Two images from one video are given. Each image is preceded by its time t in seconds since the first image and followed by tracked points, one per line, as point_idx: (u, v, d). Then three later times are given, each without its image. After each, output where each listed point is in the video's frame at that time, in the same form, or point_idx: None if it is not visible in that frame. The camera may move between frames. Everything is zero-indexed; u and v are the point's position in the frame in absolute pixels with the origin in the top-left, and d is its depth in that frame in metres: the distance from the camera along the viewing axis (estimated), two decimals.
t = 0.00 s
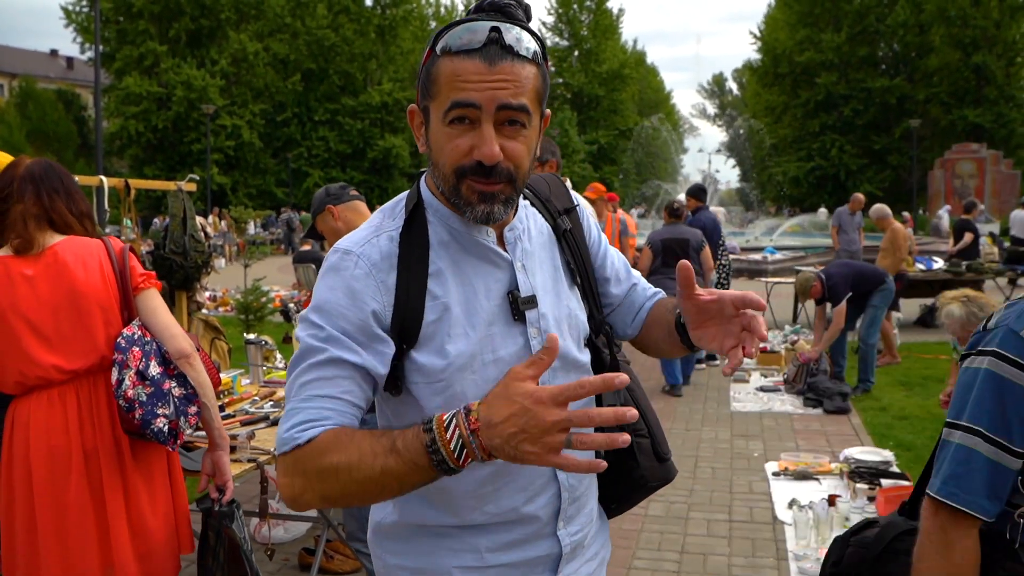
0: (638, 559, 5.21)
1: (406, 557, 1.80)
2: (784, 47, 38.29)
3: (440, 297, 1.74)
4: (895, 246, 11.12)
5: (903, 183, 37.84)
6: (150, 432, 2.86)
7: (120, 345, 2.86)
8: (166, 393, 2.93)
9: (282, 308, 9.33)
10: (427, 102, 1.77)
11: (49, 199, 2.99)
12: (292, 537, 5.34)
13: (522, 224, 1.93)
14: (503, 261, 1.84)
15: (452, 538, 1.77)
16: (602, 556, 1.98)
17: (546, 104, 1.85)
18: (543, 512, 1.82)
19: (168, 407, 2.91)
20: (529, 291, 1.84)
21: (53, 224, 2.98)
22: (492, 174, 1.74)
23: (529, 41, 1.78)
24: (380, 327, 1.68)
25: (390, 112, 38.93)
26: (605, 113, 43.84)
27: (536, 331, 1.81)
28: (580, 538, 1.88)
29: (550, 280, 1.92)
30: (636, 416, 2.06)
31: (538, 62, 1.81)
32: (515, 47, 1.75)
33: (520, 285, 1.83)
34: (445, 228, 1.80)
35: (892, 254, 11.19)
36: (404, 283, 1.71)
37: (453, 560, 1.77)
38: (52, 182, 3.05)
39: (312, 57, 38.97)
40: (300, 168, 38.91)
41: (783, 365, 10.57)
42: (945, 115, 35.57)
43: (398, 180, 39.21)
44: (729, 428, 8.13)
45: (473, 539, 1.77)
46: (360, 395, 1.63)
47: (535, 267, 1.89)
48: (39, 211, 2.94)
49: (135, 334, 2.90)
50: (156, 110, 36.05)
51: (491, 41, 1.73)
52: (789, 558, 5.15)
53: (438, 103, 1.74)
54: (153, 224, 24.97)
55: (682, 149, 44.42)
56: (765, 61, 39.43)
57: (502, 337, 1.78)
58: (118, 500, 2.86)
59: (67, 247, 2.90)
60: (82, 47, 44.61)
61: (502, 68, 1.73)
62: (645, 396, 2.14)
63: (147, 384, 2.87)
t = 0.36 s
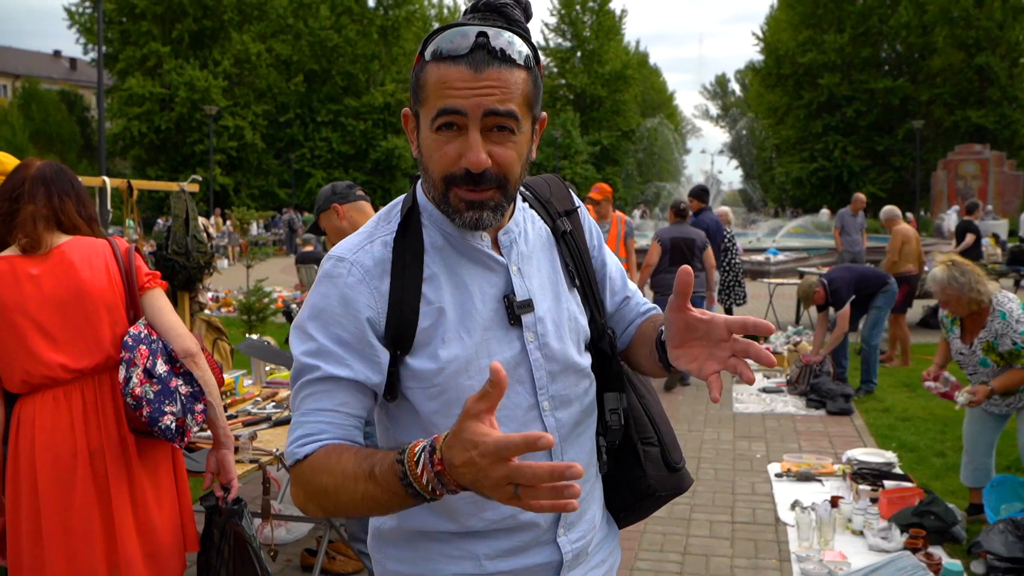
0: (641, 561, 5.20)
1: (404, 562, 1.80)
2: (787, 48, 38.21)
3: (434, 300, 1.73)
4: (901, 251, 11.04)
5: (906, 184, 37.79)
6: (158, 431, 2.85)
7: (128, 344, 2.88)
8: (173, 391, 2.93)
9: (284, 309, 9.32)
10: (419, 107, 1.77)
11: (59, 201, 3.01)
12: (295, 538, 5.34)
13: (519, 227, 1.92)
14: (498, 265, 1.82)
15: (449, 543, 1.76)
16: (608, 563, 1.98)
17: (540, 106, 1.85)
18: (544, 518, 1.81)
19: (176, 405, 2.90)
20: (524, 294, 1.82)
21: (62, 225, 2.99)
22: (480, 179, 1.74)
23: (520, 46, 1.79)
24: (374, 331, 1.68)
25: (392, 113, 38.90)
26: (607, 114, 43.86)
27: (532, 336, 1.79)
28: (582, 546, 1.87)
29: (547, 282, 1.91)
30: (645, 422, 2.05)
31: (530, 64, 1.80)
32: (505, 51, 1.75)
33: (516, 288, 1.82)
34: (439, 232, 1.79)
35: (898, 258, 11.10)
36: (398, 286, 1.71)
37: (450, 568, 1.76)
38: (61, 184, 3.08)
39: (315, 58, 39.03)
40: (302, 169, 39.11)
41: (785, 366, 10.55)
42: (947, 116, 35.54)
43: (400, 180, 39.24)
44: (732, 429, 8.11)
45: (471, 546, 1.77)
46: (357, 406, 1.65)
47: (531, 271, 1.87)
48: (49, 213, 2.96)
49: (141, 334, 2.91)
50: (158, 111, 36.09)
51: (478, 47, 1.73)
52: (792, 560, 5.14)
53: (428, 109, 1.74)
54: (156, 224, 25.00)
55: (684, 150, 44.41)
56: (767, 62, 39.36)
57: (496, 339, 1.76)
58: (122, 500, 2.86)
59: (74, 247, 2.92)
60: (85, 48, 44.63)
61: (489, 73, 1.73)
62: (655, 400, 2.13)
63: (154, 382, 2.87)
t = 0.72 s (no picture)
0: (639, 556, 5.20)
1: (399, 559, 1.79)
2: (784, 43, 38.13)
3: (430, 293, 1.72)
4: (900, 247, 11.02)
5: (904, 178, 37.79)
6: (152, 426, 2.85)
7: (122, 340, 2.85)
8: (168, 387, 2.91)
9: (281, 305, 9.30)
10: (418, 97, 1.75)
11: (58, 199, 3.01)
12: (292, 534, 5.34)
13: (515, 221, 1.91)
14: (494, 258, 1.81)
15: (444, 539, 1.76)
16: (604, 560, 1.97)
17: (540, 98, 1.83)
18: (539, 514, 1.81)
19: (170, 400, 2.89)
20: (521, 288, 1.81)
21: (61, 222, 2.99)
22: (480, 170, 1.73)
23: (522, 37, 1.77)
24: (367, 322, 1.69)
25: (390, 109, 38.77)
26: (605, 109, 43.80)
27: (529, 330, 1.78)
28: (578, 542, 1.86)
29: (544, 276, 1.90)
30: (642, 418, 2.06)
31: (530, 54, 1.79)
32: (504, 42, 1.74)
33: (512, 284, 1.80)
34: (437, 224, 1.78)
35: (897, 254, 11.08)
36: (392, 277, 1.71)
37: (445, 565, 1.76)
38: (62, 182, 3.08)
39: (313, 54, 38.95)
40: (300, 166, 39.27)
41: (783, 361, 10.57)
42: (945, 111, 35.54)
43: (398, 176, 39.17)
44: (730, 425, 8.12)
45: (468, 543, 1.77)
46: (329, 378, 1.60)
47: (528, 266, 1.86)
48: (49, 211, 2.96)
49: (136, 329, 2.89)
50: (155, 107, 35.98)
51: (482, 41, 1.72)
52: (789, 555, 5.14)
53: (427, 99, 1.72)
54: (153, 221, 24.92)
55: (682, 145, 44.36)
56: (765, 57, 39.26)
57: (493, 335, 1.75)
58: (118, 496, 2.85)
59: (70, 243, 2.91)
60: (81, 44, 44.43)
61: (490, 63, 1.72)
62: (654, 396, 2.13)
63: (148, 378, 2.86)
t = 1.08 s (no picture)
0: (639, 557, 5.20)
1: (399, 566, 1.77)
2: (784, 44, 38.13)
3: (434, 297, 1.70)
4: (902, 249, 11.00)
5: (904, 179, 37.80)
6: (146, 428, 2.84)
7: (118, 341, 2.85)
8: (163, 388, 2.89)
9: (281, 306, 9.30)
10: (421, 92, 1.74)
11: (55, 200, 3.02)
12: (292, 535, 5.33)
13: (518, 222, 1.90)
14: (500, 259, 1.80)
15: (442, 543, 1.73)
16: (600, 562, 1.97)
17: (545, 93, 1.82)
18: (539, 516, 1.80)
19: (165, 401, 2.88)
20: (527, 291, 1.81)
21: (59, 222, 2.99)
22: (487, 167, 1.71)
23: (525, 31, 1.75)
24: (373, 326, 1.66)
25: (390, 109, 38.74)
26: (605, 110, 43.82)
27: (533, 332, 1.79)
28: (576, 544, 1.87)
29: (547, 278, 1.89)
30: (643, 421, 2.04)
31: (535, 50, 1.78)
32: (509, 36, 1.72)
33: (518, 284, 1.80)
34: (442, 227, 1.77)
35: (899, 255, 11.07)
36: (398, 278, 1.68)
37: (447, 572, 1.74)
38: (60, 184, 3.09)
39: (313, 55, 39.00)
40: (300, 166, 39.26)
41: (783, 362, 10.58)
42: (945, 112, 35.57)
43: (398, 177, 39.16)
44: (730, 426, 8.12)
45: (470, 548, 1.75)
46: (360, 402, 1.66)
47: (531, 267, 1.86)
48: (45, 211, 2.97)
49: (133, 329, 2.89)
50: (155, 108, 35.98)
51: (486, 30, 1.69)
52: (789, 555, 5.14)
53: (432, 93, 1.71)
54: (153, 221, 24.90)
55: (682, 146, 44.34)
56: (765, 58, 39.23)
57: (498, 339, 1.74)
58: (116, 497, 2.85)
59: (68, 243, 2.91)
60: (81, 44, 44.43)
61: (495, 56, 1.70)
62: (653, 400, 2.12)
63: (143, 378, 2.85)
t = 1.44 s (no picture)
0: (638, 553, 5.20)
1: (404, 561, 1.76)
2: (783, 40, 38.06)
3: (436, 295, 1.70)
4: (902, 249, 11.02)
5: (903, 176, 37.81)
6: (133, 428, 2.83)
7: (107, 339, 2.84)
8: (152, 387, 2.88)
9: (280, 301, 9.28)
10: (420, 89, 1.73)
11: (49, 194, 3.01)
12: (291, 531, 5.34)
13: (518, 218, 1.91)
14: (500, 256, 1.81)
15: (448, 539, 1.74)
16: (596, 551, 1.97)
17: (544, 91, 1.81)
18: (540, 512, 1.80)
19: (153, 401, 2.86)
20: (526, 287, 1.82)
21: (52, 217, 2.99)
22: (485, 164, 1.70)
23: (525, 28, 1.75)
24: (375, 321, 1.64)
25: (389, 105, 38.66)
26: (604, 106, 43.74)
27: (534, 329, 1.79)
28: (575, 536, 1.87)
29: (547, 274, 1.89)
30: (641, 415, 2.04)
31: (535, 47, 1.77)
32: (510, 33, 1.72)
33: (518, 281, 1.81)
34: (441, 223, 1.76)
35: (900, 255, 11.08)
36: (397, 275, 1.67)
37: (451, 564, 1.74)
38: (58, 179, 3.08)
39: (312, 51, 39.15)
40: (299, 162, 39.23)
41: (781, 359, 10.60)
42: (944, 109, 35.58)
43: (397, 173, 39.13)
44: (728, 422, 8.13)
45: (472, 542, 1.75)
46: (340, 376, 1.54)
47: (531, 263, 1.86)
48: (37, 204, 2.97)
49: (125, 327, 2.88)
50: (154, 104, 35.87)
51: (486, 26, 1.69)
52: (788, 552, 5.15)
53: (431, 90, 1.70)
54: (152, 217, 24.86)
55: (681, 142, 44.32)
56: (765, 55, 39.15)
57: (499, 336, 1.74)
58: (110, 495, 2.85)
59: (63, 238, 2.91)
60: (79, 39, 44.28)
61: (495, 54, 1.70)
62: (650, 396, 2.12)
63: (131, 378, 2.83)
